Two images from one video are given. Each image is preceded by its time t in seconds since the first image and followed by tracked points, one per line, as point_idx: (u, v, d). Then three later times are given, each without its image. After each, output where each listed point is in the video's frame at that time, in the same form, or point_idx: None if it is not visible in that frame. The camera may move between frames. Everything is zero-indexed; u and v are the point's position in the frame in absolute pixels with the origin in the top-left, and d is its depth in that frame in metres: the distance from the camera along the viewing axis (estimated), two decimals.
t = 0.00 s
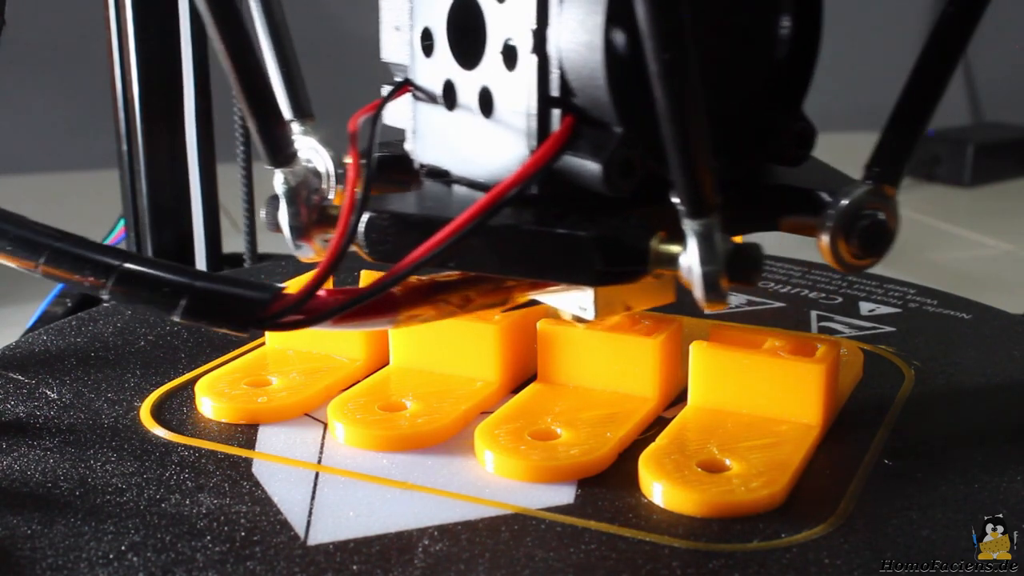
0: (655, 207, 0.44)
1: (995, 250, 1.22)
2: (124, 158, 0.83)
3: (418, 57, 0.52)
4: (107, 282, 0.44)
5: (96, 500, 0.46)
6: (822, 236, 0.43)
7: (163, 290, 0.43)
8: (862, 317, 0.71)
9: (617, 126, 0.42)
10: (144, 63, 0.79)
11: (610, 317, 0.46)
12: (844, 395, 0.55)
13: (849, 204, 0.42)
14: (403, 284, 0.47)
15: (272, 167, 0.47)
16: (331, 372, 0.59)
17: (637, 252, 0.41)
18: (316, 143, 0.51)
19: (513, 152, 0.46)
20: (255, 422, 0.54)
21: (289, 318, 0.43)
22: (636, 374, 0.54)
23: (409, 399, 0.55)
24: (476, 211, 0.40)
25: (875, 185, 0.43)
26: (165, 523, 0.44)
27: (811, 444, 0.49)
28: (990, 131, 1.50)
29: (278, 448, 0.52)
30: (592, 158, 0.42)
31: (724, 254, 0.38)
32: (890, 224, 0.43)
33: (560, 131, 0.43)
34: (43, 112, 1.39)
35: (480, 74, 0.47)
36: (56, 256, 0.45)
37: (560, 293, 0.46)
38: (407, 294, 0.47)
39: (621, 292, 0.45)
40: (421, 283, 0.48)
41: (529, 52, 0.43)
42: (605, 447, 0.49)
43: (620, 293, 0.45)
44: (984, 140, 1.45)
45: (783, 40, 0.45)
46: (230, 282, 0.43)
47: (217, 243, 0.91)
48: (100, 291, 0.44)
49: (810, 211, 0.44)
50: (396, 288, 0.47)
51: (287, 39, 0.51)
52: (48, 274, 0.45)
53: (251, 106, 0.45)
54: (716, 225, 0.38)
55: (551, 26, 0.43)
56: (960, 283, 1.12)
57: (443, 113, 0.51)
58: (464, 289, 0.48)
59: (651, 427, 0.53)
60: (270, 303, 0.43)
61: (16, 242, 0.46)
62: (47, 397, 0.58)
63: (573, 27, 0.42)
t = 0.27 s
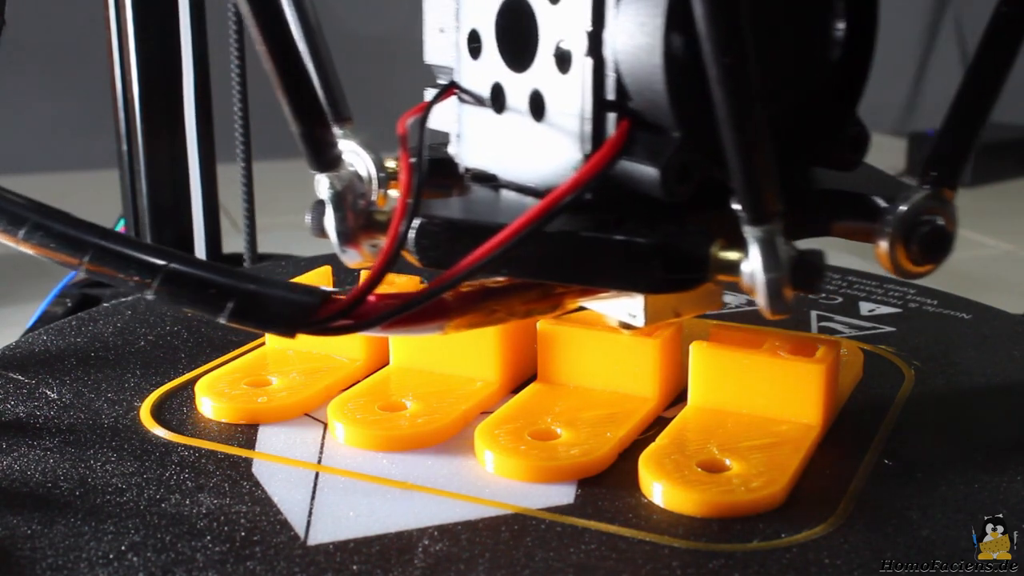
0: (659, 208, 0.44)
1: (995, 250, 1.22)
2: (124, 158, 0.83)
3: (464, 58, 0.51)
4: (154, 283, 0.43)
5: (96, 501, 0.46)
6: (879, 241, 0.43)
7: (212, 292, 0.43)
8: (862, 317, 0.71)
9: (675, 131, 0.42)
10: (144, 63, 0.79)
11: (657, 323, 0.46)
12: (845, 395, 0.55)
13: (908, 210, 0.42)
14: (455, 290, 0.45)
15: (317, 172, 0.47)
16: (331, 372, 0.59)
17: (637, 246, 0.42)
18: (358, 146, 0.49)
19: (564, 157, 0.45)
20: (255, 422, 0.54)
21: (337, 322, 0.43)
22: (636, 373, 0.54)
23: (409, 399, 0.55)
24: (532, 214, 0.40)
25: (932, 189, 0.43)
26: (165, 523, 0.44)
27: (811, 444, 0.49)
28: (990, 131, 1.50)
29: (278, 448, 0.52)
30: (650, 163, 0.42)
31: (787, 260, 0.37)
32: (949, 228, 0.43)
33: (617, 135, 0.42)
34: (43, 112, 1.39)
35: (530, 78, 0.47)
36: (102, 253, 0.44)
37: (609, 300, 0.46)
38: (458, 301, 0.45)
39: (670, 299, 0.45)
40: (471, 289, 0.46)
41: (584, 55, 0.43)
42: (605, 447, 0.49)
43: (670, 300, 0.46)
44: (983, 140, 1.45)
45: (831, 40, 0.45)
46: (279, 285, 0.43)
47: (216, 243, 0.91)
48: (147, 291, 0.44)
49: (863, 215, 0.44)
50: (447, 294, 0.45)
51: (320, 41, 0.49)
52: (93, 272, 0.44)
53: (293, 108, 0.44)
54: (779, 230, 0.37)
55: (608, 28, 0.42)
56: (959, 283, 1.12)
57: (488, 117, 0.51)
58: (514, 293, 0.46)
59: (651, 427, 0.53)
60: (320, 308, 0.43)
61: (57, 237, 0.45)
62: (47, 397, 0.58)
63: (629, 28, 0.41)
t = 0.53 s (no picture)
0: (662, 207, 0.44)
1: (994, 250, 1.22)
2: (125, 158, 0.84)
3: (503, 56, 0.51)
4: (202, 278, 0.44)
5: (96, 500, 0.46)
6: (915, 235, 0.45)
7: (259, 286, 0.43)
8: (862, 317, 0.71)
9: (719, 126, 0.43)
10: (144, 62, 0.79)
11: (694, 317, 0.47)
12: (844, 395, 0.55)
13: (943, 205, 0.44)
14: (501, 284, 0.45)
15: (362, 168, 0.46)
16: (331, 372, 0.59)
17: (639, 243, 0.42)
18: (396, 142, 0.49)
19: (608, 154, 0.46)
20: (255, 422, 0.54)
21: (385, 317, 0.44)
22: (636, 373, 0.54)
23: (409, 399, 0.55)
24: (581, 210, 0.41)
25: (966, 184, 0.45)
26: (165, 523, 0.44)
27: (811, 444, 0.49)
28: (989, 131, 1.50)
29: (278, 448, 0.52)
30: (695, 159, 0.43)
31: (828, 256, 0.39)
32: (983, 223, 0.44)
33: (660, 133, 0.43)
34: (42, 112, 1.39)
35: (573, 74, 0.47)
36: (150, 250, 0.45)
37: (651, 293, 0.48)
38: (504, 294, 0.46)
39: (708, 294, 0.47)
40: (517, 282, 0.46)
41: (629, 52, 0.44)
42: (605, 447, 0.49)
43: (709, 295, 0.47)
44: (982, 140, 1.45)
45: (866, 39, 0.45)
46: (326, 280, 0.44)
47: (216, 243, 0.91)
48: (195, 287, 0.44)
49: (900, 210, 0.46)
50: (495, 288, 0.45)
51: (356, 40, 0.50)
52: (143, 268, 0.45)
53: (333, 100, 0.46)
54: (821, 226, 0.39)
55: (653, 27, 0.43)
56: (959, 283, 1.12)
57: (529, 113, 0.51)
58: (558, 287, 0.47)
59: (651, 427, 0.53)
60: (367, 302, 0.43)
61: (107, 235, 0.46)
62: (47, 397, 0.58)
63: (675, 25, 0.42)
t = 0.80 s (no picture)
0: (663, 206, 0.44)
1: (994, 250, 1.22)
2: (125, 158, 0.84)
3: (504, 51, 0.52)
4: (209, 273, 0.44)
5: (96, 500, 0.46)
6: (897, 224, 0.44)
7: (264, 280, 0.44)
8: (862, 317, 0.71)
9: (708, 118, 0.42)
10: (144, 63, 0.79)
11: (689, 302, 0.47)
12: (845, 395, 0.55)
13: (924, 195, 0.44)
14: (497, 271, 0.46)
15: (364, 159, 0.46)
16: (331, 372, 0.59)
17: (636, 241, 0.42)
18: (396, 133, 0.49)
19: (601, 146, 0.46)
20: (255, 422, 0.54)
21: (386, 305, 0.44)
22: (636, 373, 0.54)
23: (409, 399, 0.55)
24: (574, 199, 0.41)
25: (948, 174, 0.45)
26: (165, 523, 0.44)
27: (811, 444, 0.49)
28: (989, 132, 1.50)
29: (278, 448, 0.52)
30: (684, 148, 0.43)
31: (814, 244, 0.39)
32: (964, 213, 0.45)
33: (655, 122, 0.43)
34: (42, 112, 1.39)
35: (570, 68, 0.47)
36: (156, 246, 0.45)
37: (640, 279, 0.47)
38: (500, 281, 0.46)
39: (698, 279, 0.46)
40: (512, 270, 0.47)
41: (623, 47, 0.44)
42: (604, 447, 0.49)
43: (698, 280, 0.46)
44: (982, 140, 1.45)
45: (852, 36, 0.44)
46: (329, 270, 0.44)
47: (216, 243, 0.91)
48: (203, 282, 0.45)
49: (882, 200, 0.46)
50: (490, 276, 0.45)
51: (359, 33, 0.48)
52: (150, 265, 0.45)
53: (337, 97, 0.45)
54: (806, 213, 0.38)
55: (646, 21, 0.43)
56: (960, 283, 1.12)
57: (526, 106, 0.51)
58: (552, 274, 0.47)
59: (651, 427, 0.53)
60: (367, 292, 0.44)
61: (114, 234, 0.46)
62: (47, 397, 0.58)
63: (667, 21, 0.42)
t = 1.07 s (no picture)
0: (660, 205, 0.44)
1: (995, 250, 1.22)
2: (125, 158, 0.84)
3: (459, 50, 0.52)
4: (163, 273, 0.44)
5: (96, 500, 0.46)
6: (840, 218, 0.44)
7: (216, 279, 0.43)
8: (862, 317, 0.71)
9: (651, 115, 0.44)
10: (144, 63, 0.79)
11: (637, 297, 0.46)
12: (845, 396, 0.55)
13: (867, 189, 0.43)
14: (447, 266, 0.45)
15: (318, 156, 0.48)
16: (331, 372, 0.59)
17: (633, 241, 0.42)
18: (355, 131, 0.50)
19: (549, 143, 0.47)
20: (255, 422, 0.54)
21: (338, 301, 0.43)
22: (636, 373, 0.54)
23: (409, 399, 0.55)
24: (523, 191, 0.40)
25: (891, 171, 0.45)
26: (165, 523, 0.44)
27: (811, 444, 0.49)
28: (991, 131, 1.50)
29: (279, 448, 0.52)
30: (628, 144, 0.44)
31: (752, 237, 0.39)
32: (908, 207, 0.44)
33: (598, 119, 0.44)
34: (43, 112, 1.39)
35: (519, 65, 0.48)
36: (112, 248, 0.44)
37: (589, 275, 0.47)
38: (451, 276, 0.46)
39: (648, 273, 0.46)
40: (464, 265, 0.46)
41: (570, 44, 0.44)
42: (604, 447, 0.49)
43: (648, 274, 0.46)
44: (983, 139, 1.45)
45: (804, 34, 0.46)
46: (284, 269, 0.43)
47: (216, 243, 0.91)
48: (157, 283, 0.44)
49: (832, 195, 0.45)
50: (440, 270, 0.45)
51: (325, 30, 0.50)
52: (107, 267, 0.45)
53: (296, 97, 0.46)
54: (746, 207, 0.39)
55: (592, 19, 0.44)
56: (961, 283, 1.12)
57: (479, 103, 0.52)
58: (504, 270, 0.47)
59: (651, 427, 0.53)
60: (320, 287, 0.43)
61: (71, 236, 0.45)
62: (47, 397, 0.58)
63: (613, 20, 0.42)
